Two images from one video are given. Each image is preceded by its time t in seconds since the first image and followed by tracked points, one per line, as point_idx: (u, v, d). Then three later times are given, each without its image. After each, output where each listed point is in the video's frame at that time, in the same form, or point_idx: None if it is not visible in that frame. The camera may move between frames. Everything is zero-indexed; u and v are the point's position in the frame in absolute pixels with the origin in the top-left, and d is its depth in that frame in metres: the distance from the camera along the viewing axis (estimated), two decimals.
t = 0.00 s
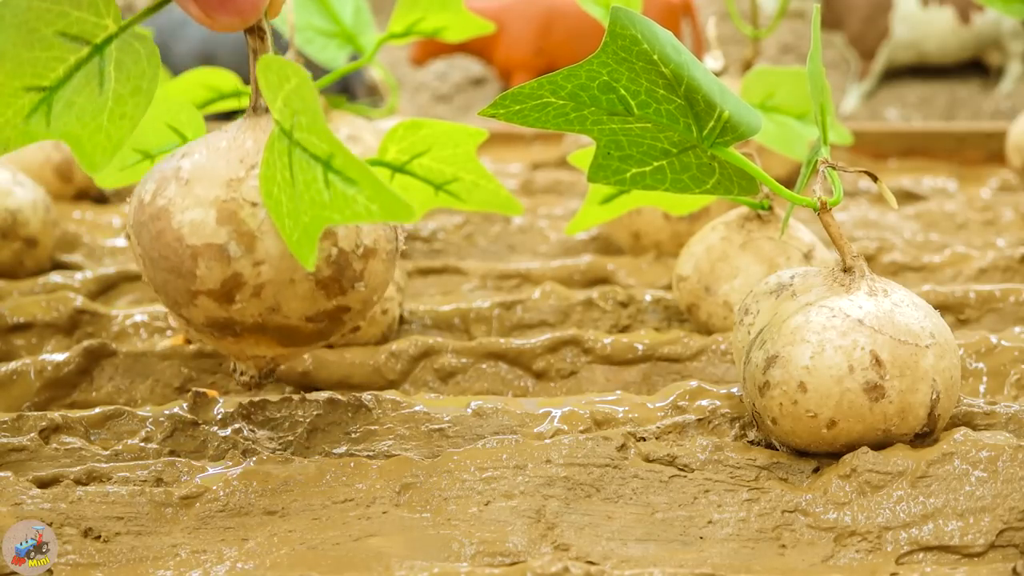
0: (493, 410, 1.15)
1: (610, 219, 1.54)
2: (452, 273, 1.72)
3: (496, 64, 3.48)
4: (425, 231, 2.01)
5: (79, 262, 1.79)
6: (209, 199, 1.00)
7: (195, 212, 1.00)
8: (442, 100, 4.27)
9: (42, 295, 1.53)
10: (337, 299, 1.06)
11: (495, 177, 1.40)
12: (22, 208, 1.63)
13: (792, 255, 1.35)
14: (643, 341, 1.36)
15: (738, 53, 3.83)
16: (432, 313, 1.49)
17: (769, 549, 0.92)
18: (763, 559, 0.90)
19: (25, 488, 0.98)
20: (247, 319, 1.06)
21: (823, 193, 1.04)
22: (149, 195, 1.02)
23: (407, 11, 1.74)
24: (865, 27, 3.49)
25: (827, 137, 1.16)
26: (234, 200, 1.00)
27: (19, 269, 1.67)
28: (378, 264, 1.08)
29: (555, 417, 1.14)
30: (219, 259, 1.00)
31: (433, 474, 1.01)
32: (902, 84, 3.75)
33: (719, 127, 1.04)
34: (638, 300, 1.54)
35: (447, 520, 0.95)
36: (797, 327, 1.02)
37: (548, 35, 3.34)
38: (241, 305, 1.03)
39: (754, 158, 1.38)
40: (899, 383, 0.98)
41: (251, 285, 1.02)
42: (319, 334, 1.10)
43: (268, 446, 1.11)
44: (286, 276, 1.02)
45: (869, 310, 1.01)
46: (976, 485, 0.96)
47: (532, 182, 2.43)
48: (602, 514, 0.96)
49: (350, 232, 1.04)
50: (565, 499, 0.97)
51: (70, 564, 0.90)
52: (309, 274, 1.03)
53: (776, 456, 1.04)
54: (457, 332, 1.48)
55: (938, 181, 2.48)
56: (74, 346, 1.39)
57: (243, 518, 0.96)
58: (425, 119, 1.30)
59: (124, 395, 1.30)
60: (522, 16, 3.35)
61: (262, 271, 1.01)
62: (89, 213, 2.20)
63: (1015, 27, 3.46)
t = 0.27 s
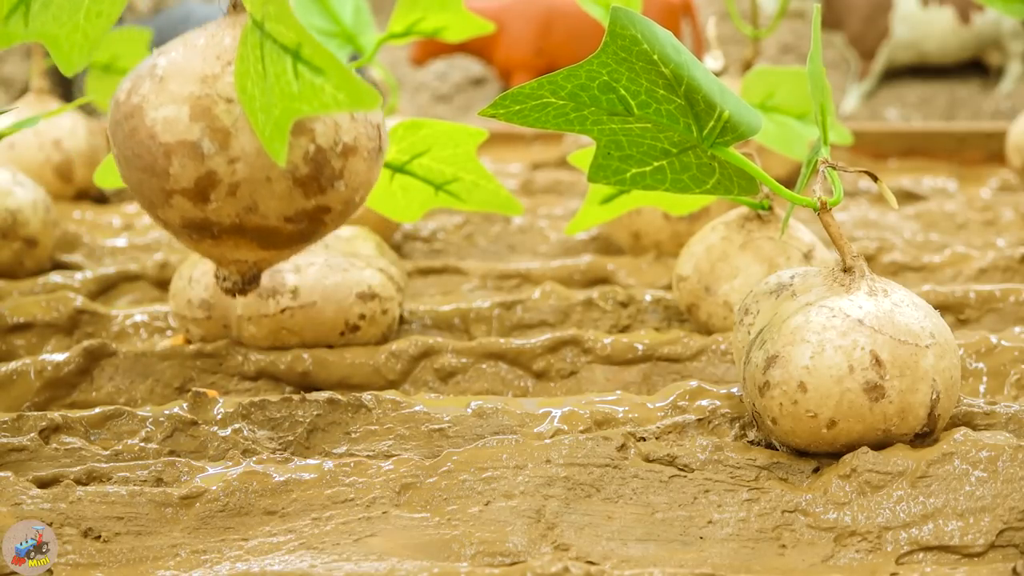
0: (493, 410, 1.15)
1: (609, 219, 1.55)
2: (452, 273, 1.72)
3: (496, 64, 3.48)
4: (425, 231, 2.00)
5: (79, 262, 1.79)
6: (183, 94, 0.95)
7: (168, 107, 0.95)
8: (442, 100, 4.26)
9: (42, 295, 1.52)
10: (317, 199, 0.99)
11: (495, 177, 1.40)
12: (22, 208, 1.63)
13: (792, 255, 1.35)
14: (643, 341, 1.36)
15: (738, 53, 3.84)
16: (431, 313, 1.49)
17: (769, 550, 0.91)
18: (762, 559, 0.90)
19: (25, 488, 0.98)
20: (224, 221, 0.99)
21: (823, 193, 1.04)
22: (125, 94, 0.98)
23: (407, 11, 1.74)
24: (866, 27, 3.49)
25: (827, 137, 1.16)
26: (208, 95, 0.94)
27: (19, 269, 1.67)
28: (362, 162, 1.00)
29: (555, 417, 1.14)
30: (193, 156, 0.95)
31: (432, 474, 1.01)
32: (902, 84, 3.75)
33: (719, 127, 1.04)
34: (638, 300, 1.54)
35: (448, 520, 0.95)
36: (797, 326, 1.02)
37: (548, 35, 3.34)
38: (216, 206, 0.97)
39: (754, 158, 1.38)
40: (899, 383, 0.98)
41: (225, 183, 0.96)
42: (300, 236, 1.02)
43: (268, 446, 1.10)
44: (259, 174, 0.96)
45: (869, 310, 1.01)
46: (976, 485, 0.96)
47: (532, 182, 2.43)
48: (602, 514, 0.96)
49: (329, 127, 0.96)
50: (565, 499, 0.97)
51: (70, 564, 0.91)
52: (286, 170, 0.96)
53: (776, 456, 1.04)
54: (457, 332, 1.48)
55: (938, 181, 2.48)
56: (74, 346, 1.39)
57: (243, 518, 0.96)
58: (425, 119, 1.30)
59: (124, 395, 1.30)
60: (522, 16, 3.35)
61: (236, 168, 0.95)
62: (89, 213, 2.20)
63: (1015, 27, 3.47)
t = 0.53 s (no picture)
0: (493, 410, 1.15)
1: (609, 219, 1.55)
2: (452, 273, 1.72)
3: (496, 64, 3.48)
4: (425, 231, 2.00)
5: (79, 262, 1.79)
6: None
7: None
8: (442, 100, 4.26)
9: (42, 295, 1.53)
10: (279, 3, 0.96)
11: (495, 177, 1.40)
12: (22, 208, 1.63)
13: (792, 255, 1.36)
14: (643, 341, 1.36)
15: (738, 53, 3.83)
16: (431, 313, 1.49)
17: (769, 550, 0.91)
18: (763, 559, 0.90)
19: (25, 488, 0.98)
20: (184, 29, 0.96)
21: (823, 193, 1.04)
22: None
23: (407, 11, 1.74)
24: (866, 27, 3.49)
25: (827, 138, 1.16)
26: None
27: (18, 269, 1.67)
28: None
29: (555, 417, 1.14)
30: None
31: (432, 475, 1.01)
32: (902, 84, 3.74)
33: (719, 127, 1.03)
34: (638, 300, 1.54)
35: (448, 520, 0.95)
36: (797, 326, 1.02)
37: (548, 35, 3.34)
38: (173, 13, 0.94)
39: (754, 158, 1.38)
40: (899, 383, 0.98)
41: None
42: (267, 44, 0.99)
43: (268, 446, 1.10)
44: None
45: (869, 310, 1.01)
46: (976, 485, 0.96)
47: (532, 182, 2.43)
48: (602, 514, 0.96)
49: None
50: (565, 499, 0.97)
51: (70, 564, 0.91)
52: None
53: (776, 456, 1.04)
54: (457, 332, 1.48)
55: (938, 181, 2.48)
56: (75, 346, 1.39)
57: (243, 518, 0.96)
58: (424, 119, 1.32)
59: (124, 395, 1.30)
60: (522, 16, 3.35)
61: None
62: (88, 213, 2.20)
63: (1015, 27, 3.48)
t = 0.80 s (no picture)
0: (493, 410, 1.15)
1: (609, 219, 1.55)
2: (452, 273, 1.72)
3: (496, 64, 3.48)
4: (425, 231, 2.00)
5: (79, 262, 1.79)
6: None
7: None
8: (442, 100, 4.26)
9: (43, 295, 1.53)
10: None
11: (495, 177, 1.40)
12: (22, 209, 1.63)
13: (792, 255, 1.36)
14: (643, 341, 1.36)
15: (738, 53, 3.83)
16: (431, 313, 1.50)
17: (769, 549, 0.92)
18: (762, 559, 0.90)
19: (25, 488, 0.98)
20: None
21: (823, 193, 1.04)
22: None
23: (407, 11, 1.74)
24: (866, 27, 3.49)
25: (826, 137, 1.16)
26: None
27: (18, 269, 1.67)
28: None
29: (555, 417, 1.14)
30: None
31: (432, 474, 1.01)
32: (902, 84, 3.74)
33: (719, 127, 1.03)
34: (638, 300, 1.54)
35: (448, 520, 0.95)
36: (797, 326, 1.02)
37: (548, 34, 3.34)
38: None
39: (754, 158, 1.38)
40: (899, 383, 0.98)
41: None
42: None
43: (268, 446, 1.10)
44: None
45: (869, 310, 1.01)
46: (976, 485, 0.96)
47: (532, 182, 2.43)
48: (602, 514, 0.96)
49: None
50: (565, 499, 0.97)
51: (70, 565, 0.91)
52: None
53: (776, 456, 1.04)
54: (457, 332, 1.48)
55: (937, 181, 2.48)
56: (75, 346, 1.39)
57: (243, 518, 0.96)
58: (424, 119, 1.32)
59: (124, 395, 1.30)
60: (522, 16, 3.35)
61: None
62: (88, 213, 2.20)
63: (1015, 27, 3.49)
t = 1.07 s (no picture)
0: (494, 410, 1.15)
1: (609, 219, 1.55)
2: (452, 273, 1.72)
3: (496, 64, 3.48)
4: (425, 231, 2.00)
5: (79, 262, 1.79)
6: None
7: None
8: (442, 100, 4.27)
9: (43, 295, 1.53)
10: None
11: (495, 177, 1.40)
12: (22, 208, 1.63)
13: (792, 254, 1.36)
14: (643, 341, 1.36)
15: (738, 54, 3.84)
16: (431, 313, 1.50)
17: (769, 549, 0.91)
18: (763, 559, 0.90)
19: (25, 488, 0.98)
20: None
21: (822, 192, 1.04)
22: None
23: (407, 11, 1.74)
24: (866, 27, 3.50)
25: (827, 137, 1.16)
26: None
27: (18, 269, 1.67)
28: None
29: (555, 417, 1.14)
30: None
31: (432, 474, 1.01)
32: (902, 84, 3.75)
33: (719, 128, 1.03)
34: (638, 300, 1.54)
35: (448, 520, 0.95)
36: (797, 327, 1.02)
37: (548, 34, 3.35)
38: None
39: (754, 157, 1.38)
40: (899, 383, 0.98)
41: None
42: None
43: (268, 446, 1.10)
44: None
45: (869, 310, 1.01)
46: (976, 485, 0.96)
47: (532, 182, 2.43)
48: (603, 514, 0.96)
49: None
50: (565, 499, 0.97)
51: (70, 564, 0.91)
52: None
53: (776, 456, 1.04)
54: (457, 332, 1.48)
55: (937, 181, 2.49)
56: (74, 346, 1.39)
57: (243, 518, 0.96)
58: (424, 119, 1.31)
59: (124, 395, 1.30)
60: (522, 16, 3.35)
61: None
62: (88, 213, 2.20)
63: (1014, 26, 3.54)
